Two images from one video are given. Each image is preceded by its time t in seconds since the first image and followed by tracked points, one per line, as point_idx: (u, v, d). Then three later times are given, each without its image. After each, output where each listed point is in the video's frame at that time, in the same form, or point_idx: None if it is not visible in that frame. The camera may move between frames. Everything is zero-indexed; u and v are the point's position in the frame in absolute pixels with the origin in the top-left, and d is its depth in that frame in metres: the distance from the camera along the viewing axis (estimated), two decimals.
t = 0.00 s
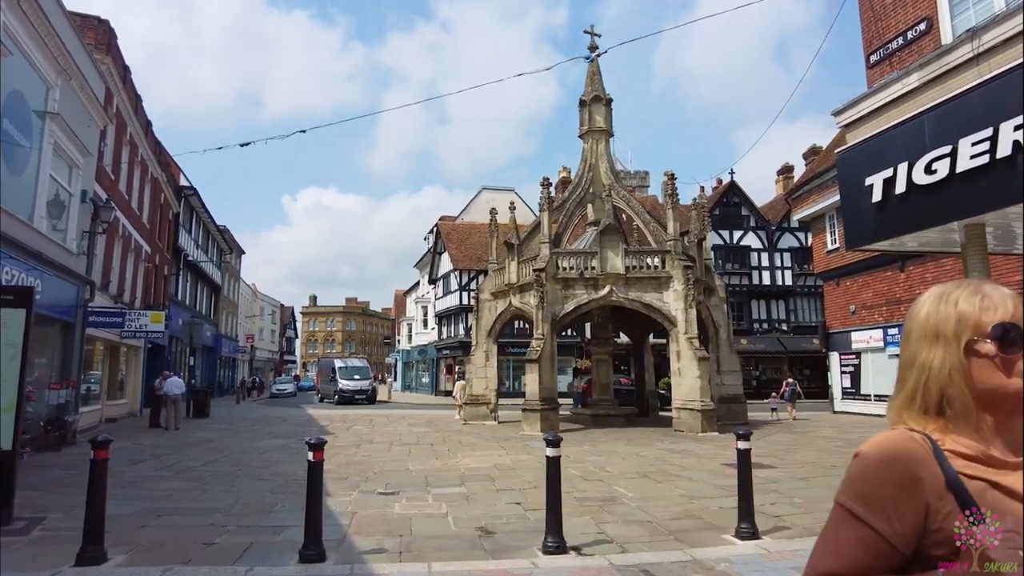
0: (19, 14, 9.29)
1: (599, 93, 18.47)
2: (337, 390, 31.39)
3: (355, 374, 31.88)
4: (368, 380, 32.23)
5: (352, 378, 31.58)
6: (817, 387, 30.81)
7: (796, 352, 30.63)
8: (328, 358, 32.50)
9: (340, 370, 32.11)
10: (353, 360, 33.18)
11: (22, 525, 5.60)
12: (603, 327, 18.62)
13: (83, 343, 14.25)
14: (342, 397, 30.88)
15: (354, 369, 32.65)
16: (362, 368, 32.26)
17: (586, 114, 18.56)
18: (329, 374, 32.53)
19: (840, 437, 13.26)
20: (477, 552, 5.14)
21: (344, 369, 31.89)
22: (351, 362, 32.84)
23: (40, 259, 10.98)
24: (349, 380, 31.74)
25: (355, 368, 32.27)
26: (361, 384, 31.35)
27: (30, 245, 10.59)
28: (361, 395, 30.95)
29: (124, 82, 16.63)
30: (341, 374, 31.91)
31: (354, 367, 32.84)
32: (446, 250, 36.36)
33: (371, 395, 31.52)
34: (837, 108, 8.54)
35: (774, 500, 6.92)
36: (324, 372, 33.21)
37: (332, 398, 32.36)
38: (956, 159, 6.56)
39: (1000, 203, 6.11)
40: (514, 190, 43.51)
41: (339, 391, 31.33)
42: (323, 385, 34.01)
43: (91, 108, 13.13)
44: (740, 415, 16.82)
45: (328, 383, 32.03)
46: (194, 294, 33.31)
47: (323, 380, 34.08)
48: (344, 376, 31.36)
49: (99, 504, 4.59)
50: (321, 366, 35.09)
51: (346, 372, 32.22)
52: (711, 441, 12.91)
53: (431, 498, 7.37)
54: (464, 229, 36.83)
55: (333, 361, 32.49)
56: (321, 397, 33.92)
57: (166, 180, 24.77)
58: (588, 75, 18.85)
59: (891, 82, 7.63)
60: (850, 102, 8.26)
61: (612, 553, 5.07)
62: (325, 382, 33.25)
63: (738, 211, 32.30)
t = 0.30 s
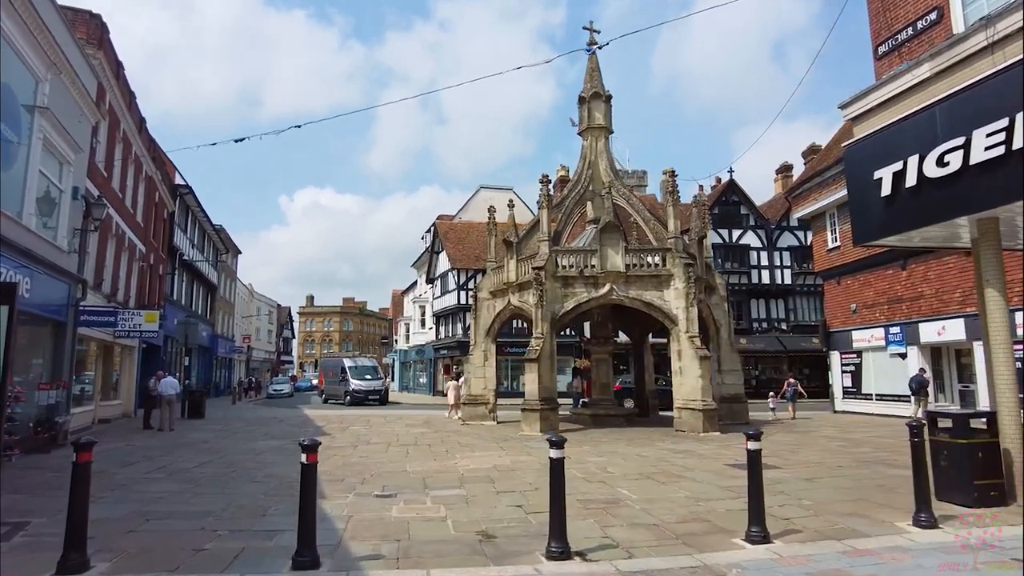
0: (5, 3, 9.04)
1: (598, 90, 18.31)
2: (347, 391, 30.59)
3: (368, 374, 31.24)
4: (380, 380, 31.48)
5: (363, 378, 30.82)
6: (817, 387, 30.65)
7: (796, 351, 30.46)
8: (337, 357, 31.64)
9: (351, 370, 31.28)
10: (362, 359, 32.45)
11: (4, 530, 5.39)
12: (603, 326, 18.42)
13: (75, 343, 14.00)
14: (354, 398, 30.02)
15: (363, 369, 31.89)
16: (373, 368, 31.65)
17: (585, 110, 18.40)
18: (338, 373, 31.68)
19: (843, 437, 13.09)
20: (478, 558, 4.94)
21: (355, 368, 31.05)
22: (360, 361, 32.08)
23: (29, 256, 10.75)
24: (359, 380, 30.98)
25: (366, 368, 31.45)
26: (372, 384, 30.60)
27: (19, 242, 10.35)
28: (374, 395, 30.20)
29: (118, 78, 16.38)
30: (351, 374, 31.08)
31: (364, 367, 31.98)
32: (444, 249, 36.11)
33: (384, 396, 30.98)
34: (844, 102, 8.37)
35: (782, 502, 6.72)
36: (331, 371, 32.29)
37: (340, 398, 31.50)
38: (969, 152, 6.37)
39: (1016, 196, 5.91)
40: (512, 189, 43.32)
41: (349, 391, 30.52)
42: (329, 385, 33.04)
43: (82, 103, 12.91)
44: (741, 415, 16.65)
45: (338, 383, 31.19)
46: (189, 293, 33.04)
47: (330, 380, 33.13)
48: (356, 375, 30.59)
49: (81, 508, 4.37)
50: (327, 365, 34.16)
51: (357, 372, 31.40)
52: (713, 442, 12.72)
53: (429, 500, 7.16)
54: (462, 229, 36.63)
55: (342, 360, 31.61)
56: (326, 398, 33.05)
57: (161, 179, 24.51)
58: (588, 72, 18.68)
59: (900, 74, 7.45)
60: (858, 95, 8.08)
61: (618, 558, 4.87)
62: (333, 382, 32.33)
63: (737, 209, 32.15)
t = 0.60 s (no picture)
0: None
1: (597, 87, 18.14)
2: (363, 392, 30.07)
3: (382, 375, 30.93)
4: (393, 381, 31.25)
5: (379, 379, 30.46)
6: (816, 387, 30.48)
7: (795, 351, 30.26)
8: (350, 357, 31.03)
9: (366, 370, 30.83)
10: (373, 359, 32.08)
11: None
12: (602, 326, 18.21)
13: (65, 344, 13.73)
14: (371, 399, 29.42)
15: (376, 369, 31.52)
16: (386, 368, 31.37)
17: (584, 108, 18.21)
18: (350, 374, 31.16)
19: (847, 438, 12.90)
20: (478, 568, 4.72)
21: (371, 368, 30.59)
22: (373, 361, 31.70)
23: (16, 256, 10.51)
24: (375, 381, 30.59)
25: (380, 368, 31.07)
26: (388, 385, 30.29)
27: (5, 240, 10.10)
28: (392, 396, 29.94)
29: (109, 75, 16.13)
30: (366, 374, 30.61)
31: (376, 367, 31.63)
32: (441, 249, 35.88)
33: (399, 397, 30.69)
34: (851, 96, 8.18)
35: (791, 507, 6.51)
36: (341, 372, 31.61)
37: (352, 399, 30.93)
38: (983, 145, 6.17)
39: None
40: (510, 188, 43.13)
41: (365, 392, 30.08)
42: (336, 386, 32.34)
43: (72, 100, 12.66)
44: (741, 416, 16.47)
45: (352, 383, 30.60)
46: (184, 294, 32.75)
47: (337, 381, 32.42)
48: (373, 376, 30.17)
49: (58, 518, 4.15)
50: (331, 366, 33.41)
51: (371, 373, 30.99)
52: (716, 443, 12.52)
53: (426, 506, 6.93)
54: (460, 229, 36.42)
55: (355, 361, 31.07)
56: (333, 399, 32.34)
57: (155, 177, 24.24)
58: (586, 69, 18.50)
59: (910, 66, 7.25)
60: (867, 88, 7.89)
61: (624, 569, 4.65)
62: (342, 382, 31.64)
63: (736, 208, 32.00)
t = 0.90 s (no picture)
0: None
1: (597, 84, 17.95)
2: (384, 392, 29.48)
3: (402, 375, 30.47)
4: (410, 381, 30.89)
5: (399, 379, 29.99)
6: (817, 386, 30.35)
7: (796, 351, 30.07)
8: (367, 357, 30.50)
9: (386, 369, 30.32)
10: (390, 358, 31.61)
11: None
12: (603, 325, 18.02)
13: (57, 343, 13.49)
14: (393, 399, 28.87)
15: (394, 369, 31.02)
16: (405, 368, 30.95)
17: (584, 105, 18.03)
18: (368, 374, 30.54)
19: (852, 439, 12.74)
20: None
21: (389, 368, 30.13)
22: (390, 361, 31.19)
23: (5, 253, 10.27)
24: (394, 381, 30.11)
25: (398, 368, 30.65)
26: (408, 385, 29.93)
27: None
28: (412, 396, 29.50)
29: (103, 72, 15.91)
30: (386, 374, 30.10)
31: (392, 367, 31.11)
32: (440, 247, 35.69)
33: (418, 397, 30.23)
34: (861, 89, 7.99)
35: (801, 511, 6.32)
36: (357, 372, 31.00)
37: (368, 400, 30.38)
38: (1000, 138, 5.98)
39: None
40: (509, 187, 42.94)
41: (385, 392, 29.54)
42: (349, 386, 31.66)
43: (63, 95, 12.44)
44: (743, 416, 16.30)
45: (370, 383, 29.96)
46: (180, 293, 32.51)
47: (349, 381, 31.73)
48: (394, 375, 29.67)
49: (38, 525, 3.96)
50: (340, 366, 32.76)
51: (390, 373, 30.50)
52: (719, 444, 12.33)
53: (425, 510, 6.72)
54: (458, 228, 36.25)
55: (372, 360, 30.56)
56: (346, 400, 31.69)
57: (150, 175, 24.00)
58: (586, 65, 18.33)
59: (922, 57, 7.06)
60: (876, 81, 7.71)
61: None
62: (357, 383, 31.05)
63: (735, 208, 31.84)
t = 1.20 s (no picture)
0: None
1: (598, 80, 17.74)
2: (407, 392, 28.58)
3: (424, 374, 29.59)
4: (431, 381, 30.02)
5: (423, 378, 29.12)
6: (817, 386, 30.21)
7: (796, 350, 29.92)
8: (389, 355, 29.58)
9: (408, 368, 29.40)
10: (409, 357, 30.77)
11: None
12: (603, 324, 17.81)
13: (49, 341, 13.21)
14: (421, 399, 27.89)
15: (415, 368, 30.13)
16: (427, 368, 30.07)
17: (585, 101, 17.82)
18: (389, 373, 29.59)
19: (857, 439, 12.57)
20: None
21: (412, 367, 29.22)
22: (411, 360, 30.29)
23: None
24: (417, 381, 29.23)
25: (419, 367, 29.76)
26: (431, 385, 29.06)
27: None
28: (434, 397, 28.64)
29: (96, 65, 15.66)
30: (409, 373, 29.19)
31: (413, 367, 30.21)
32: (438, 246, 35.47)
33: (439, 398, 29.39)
34: (872, 80, 7.80)
35: (815, 514, 6.13)
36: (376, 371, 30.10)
37: (387, 399, 29.51)
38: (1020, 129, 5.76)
39: None
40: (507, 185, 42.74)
41: (408, 392, 28.63)
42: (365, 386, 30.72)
43: (55, 87, 12.18)
44: (746, 416, 16.11)
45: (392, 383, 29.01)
46: (175, 291, 32.22)
47: (366, 381, 30.79)
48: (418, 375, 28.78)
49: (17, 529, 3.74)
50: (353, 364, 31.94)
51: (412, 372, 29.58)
52: (723, 444, 12.15)
53: (426, 513, 6.50)
54: (456, 226, 36.02)
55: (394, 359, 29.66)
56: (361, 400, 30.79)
57: (145, 172, 23.71)
58: (587, 61, 18.13)
59: (937, 47, 6.87)
60: (888, 72, 7.52)
61: None
62: (376, 382, 30.18)
63: (735, 206, 31.66)
